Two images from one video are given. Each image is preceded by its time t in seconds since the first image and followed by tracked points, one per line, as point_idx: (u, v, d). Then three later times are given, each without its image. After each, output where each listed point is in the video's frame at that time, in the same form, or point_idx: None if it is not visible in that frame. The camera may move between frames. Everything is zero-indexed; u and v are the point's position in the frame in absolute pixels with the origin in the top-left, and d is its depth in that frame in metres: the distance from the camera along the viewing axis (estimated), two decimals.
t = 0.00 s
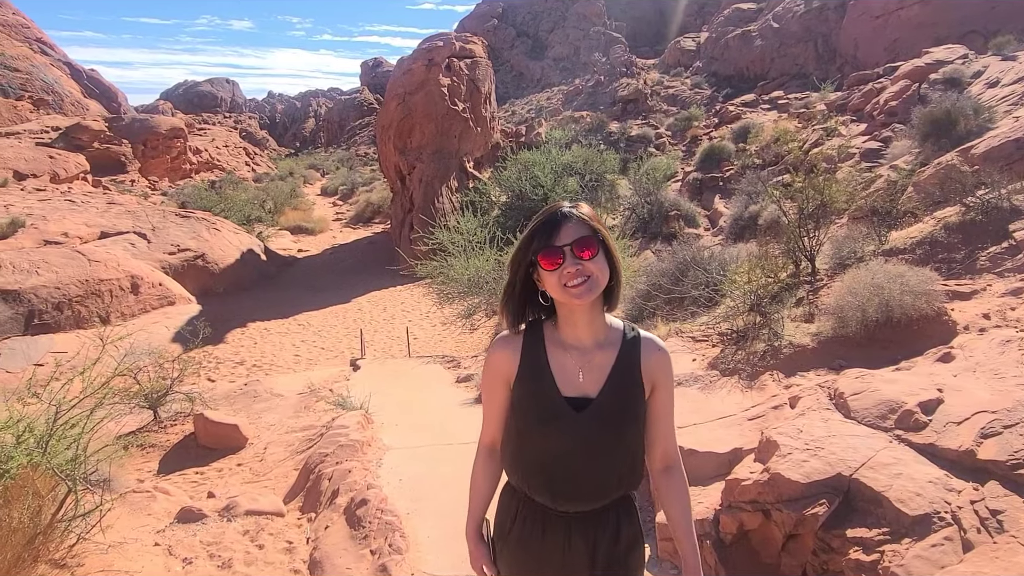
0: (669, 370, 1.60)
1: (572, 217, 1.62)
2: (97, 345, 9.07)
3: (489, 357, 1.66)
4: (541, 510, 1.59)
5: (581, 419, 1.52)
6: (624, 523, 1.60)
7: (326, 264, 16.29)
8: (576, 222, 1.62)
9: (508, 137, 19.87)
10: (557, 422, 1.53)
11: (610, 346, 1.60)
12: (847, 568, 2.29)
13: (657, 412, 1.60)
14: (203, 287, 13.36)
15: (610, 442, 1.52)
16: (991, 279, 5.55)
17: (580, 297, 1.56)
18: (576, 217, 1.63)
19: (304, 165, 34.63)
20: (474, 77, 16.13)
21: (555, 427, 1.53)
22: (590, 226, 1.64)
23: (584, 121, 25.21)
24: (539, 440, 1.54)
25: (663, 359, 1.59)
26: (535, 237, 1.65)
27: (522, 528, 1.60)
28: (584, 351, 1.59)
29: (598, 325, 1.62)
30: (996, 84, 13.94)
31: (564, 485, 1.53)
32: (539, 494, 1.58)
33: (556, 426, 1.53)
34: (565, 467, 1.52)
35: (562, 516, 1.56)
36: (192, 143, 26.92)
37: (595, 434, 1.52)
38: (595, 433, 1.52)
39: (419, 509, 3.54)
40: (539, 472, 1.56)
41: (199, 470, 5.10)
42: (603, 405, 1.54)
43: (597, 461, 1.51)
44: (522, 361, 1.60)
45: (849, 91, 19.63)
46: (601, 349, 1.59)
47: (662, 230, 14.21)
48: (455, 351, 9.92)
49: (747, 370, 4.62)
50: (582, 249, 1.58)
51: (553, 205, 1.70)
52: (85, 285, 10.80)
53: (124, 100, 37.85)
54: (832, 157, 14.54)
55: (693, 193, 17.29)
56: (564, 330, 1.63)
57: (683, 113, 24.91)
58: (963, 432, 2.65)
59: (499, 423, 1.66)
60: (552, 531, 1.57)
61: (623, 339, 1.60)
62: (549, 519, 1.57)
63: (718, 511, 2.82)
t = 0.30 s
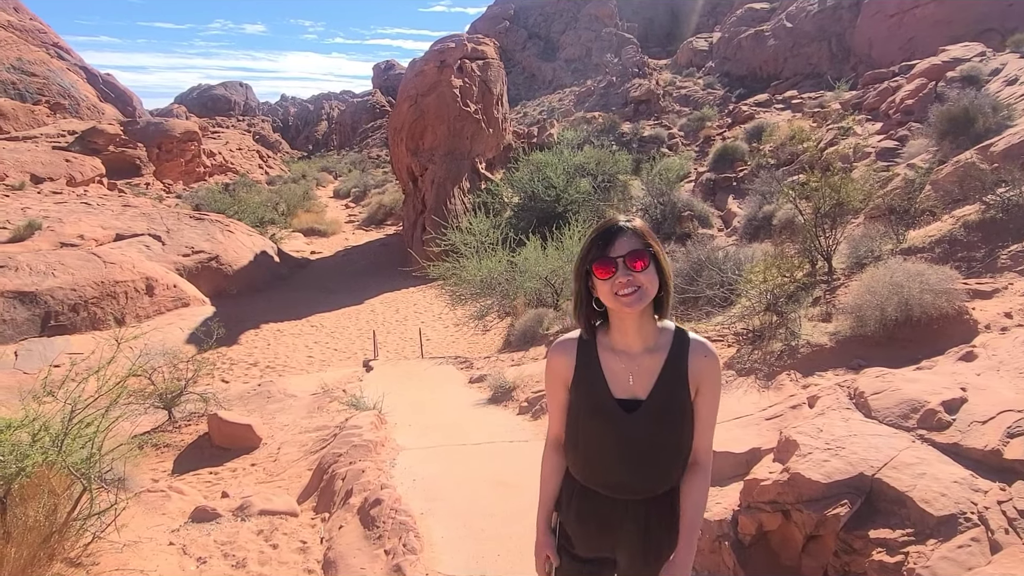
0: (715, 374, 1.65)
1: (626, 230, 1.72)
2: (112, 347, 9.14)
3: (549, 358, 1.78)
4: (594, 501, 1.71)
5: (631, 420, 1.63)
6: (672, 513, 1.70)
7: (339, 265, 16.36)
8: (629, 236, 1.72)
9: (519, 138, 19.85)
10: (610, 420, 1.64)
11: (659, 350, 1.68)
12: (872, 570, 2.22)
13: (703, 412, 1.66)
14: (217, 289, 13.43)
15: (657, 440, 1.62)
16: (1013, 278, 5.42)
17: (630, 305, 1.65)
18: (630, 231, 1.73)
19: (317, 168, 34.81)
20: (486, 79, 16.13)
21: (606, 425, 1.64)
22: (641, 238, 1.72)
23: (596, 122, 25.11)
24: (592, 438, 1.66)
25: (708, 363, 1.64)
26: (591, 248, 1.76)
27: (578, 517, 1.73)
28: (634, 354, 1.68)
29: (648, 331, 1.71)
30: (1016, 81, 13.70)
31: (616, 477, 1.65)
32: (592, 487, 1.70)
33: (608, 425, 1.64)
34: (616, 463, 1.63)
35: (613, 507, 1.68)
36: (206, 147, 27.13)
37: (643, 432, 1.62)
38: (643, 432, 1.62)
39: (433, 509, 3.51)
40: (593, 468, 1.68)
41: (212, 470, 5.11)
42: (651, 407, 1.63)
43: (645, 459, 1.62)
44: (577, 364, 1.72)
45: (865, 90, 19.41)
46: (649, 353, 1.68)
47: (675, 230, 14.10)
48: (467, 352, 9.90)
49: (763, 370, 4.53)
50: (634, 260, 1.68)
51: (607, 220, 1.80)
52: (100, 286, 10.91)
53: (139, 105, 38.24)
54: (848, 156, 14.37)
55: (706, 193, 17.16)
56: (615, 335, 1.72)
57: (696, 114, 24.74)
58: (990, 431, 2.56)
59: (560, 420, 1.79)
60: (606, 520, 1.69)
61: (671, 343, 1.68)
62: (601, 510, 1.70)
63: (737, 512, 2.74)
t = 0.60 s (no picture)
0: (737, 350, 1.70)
1: (661, 210, 1.76)
2: (127, 345, 9.21)
3: (579, 323, 1.87)
4: (611, 462, 1.78)
5: (651, 384, 1.69)
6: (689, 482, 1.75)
7: (352, 265, 16.42)
8: (663, 216, 1.75)
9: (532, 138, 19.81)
10: (629, 383, 1.71)
11: (682, 323, 1.73)
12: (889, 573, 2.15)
13: (726, 388, 1.72)
14: (230, 287, 13.51)
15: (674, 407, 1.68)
16: None
17: (659, 284, 1.71)
18: (665, 211, 1.76)
19: (331, 168, 34.99)
20: (499, 78, 16.13)
21: (623, 387, 1.72)
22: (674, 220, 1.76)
23: (609, 121, 25.02)
24: (611, 399, 1.74)
25: (730, 341, 1.69)
26: (625, 225, 1.80)
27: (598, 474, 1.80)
28: (658, 325, 1.74)
29: (672, 305, 1.75)
30: None
31: (631, 439, 1.71)
32: (610, 447, 1.76)
33: (626, 389, 1.71)
34: (632, 422, 1.70)
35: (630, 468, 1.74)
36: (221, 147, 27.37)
37: (659, 398, 1.68)
38: (660, 399, 1.68)
39: (443, 507, 3.49)
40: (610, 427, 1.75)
41: (223, 468, 5.12)
42: (670, 375, 1.68)
43: (659, 423, 1.67)
44: (601, 331, 1.79)
45: (881, 89, 19.19)
46: (672, 326, 1.73)
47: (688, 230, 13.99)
48: (479, 351, 9.88)
49: (778, 369, 4.45)
50: (667, 241, 1.73)
51: (645, 198, 1.84)
52: (115, 285, 11.03)
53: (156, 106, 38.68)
54: (864, 156, 14.19)
55: (720, 193, 17.02)
56: (639, 306, 1.77)
57: (710, 114, 24.57)
58: (1013, 432, 2.48)
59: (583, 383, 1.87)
60: (619, 480, 1.76)
61: (695, 319, 1.72)
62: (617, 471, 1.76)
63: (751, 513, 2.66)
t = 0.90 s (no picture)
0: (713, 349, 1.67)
1: (645, 220, 1.71)
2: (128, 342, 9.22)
3: (559, 326, 1.83)
4: (592, 459, 1.75)
5: (629, 385, 1.66)
6: (669, 482, 1.71)
7: (356, 263, 16.40)
8: (647, 228, 1.70)
9: (537, 137, 19.75)
10: (609, 384, 1.68)
11: (661, 327, 1.69)
12: None
13: (698, 389, 1.69)
14: (233, 285, 13.50)
15: (651, 406, 1.65)
16: None
17: (641, 296, 1.66)
18: (648, 220, 1.71)
19: (337, 166, 35.02)
20: (504, 77, 16.06)
21: (603, 389, 1.68)
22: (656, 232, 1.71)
23: (615, 120, 24.92)
24: (590, 400, 1.71)
25: (704, 346, 1.67)
26: (608, 233, 1.75)
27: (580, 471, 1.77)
28: (638, 329, 1.70)
29: (652, 312, 1.71)
30: None
31: (612, 437, 1.68)
32: (590, 445, 1.73)
33: (604, 389, 1.69)
34: (610, 423, 1.67)
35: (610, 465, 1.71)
36: (228, 145, 27.43)
37: (639, 399, 1.65)
38: (638, 398, 1.65)
39: (435, 510, 3.43)
40: (590, 426, 1.72)
41: (218, 467, 5.08)
42: (648, 375, 1.66)
43: (638, 423, 1.65)
44: (581, 333, 1.75)
45: (890, 87, 19.01)
46: (650, 330, 1.69)
47: (693, 229, 13.89)
48: (482, 350, 9.82)
49: (779, 370, 4.35)
50: (651, 254, 1.68)
51: (628, 206, 1.79)
52: (118, 282, 11.05)
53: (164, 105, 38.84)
54: (872, 155, 14.05)
55: (726, 192, 16.90)
56: (618, 311, 1.73)
57: (717, 112, 24.43)
58: (1018, 437, 2.39)
59: (565, 383, 1.84)
60: (599, 478, 1.73)
61: (674, 326, 1.69)
62: (598, 468, 1.73)
63: (747, 518, 2.57)
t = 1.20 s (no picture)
0: (700, 338, 1.67)
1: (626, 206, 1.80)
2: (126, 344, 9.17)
3: (565, 313, 1.96)
4: (590, 441, 1.85)
5: (618, 368, 1.75)
6: (665, 467, 1.74)
7: (357, 265, 16.37)
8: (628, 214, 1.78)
9: (539, 139, 19.70)
10: (599, 367, 1.78)
11: (649, 313, 1.75)
12: None
13: (689, 377, 1.68)
14: (233, 286, 13.45)
15: (635, 390, 1.71)
16: None
17: (626, 279, 1.76)
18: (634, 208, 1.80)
19: (340, 168, 35.01)
20: (506, 78, 16.01)
21: (596, 371, 1.79)
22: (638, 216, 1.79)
23: (618, 122, 24.86)
24: (586, 383, 1.82)
25: (696, 329, 1.67)
26: (597, 224, 1.84)
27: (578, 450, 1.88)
28: (626, 315, 1.78)
29: (643, 296, 1.78)
30: None
31: (602, 419, 1.78)
32: (586, 426, 1.84)
33: (595, 372, 1.79)
34: (601, 405, 1.77)
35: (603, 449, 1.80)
36: (230, 147, 27.42)
37: (628, 382, 1.72)
38: (623, 383, 1.73)
39: (429, 517, 3.36)
40: (586, 409, 1.82)
41: (213, 471, 5.01)
42: (633, 361, 1.72)
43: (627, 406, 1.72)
44: (580, 319, 1.87)
45: (894, 90, 18.92)
46: (641, 314, 1.76)
47: (696, 232, 13.82)
48: (482, 353, 9.75)
49: (783, 375, 4.26)
50: (634, 239, 1.76)
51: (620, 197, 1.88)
52: (118, 284, 11.01)
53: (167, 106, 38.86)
54: (875, 157, 13.96)
55: (728, 194, 16.82)
56: (612, 298, 1.83)
57: (719, 114, 24.35)
58: None
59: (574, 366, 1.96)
60: (595, 460, 1.83)
61: (660, 308, 1.75)
62: (592, 449, 1.83)
63: (748, 530, 2.50)
